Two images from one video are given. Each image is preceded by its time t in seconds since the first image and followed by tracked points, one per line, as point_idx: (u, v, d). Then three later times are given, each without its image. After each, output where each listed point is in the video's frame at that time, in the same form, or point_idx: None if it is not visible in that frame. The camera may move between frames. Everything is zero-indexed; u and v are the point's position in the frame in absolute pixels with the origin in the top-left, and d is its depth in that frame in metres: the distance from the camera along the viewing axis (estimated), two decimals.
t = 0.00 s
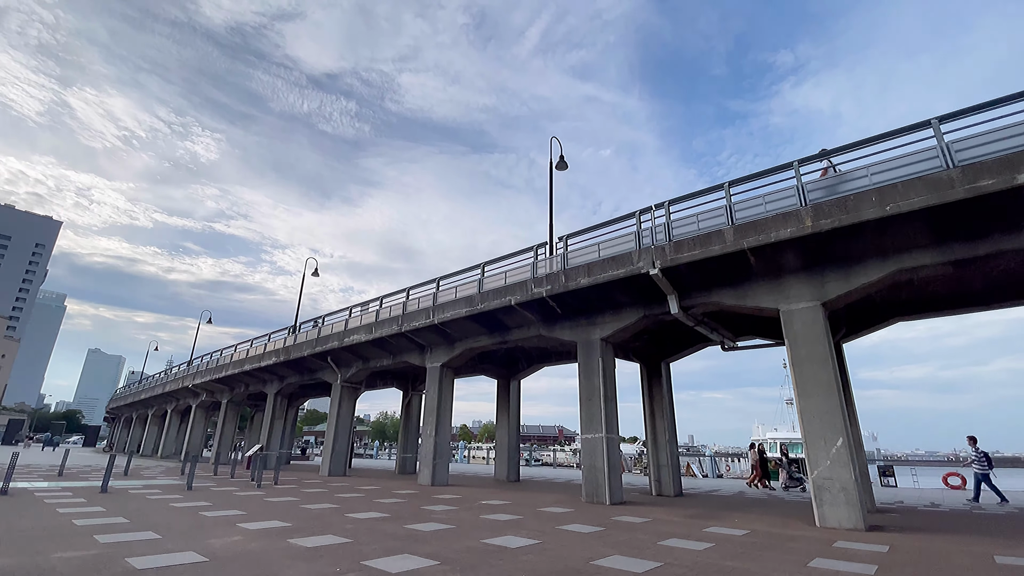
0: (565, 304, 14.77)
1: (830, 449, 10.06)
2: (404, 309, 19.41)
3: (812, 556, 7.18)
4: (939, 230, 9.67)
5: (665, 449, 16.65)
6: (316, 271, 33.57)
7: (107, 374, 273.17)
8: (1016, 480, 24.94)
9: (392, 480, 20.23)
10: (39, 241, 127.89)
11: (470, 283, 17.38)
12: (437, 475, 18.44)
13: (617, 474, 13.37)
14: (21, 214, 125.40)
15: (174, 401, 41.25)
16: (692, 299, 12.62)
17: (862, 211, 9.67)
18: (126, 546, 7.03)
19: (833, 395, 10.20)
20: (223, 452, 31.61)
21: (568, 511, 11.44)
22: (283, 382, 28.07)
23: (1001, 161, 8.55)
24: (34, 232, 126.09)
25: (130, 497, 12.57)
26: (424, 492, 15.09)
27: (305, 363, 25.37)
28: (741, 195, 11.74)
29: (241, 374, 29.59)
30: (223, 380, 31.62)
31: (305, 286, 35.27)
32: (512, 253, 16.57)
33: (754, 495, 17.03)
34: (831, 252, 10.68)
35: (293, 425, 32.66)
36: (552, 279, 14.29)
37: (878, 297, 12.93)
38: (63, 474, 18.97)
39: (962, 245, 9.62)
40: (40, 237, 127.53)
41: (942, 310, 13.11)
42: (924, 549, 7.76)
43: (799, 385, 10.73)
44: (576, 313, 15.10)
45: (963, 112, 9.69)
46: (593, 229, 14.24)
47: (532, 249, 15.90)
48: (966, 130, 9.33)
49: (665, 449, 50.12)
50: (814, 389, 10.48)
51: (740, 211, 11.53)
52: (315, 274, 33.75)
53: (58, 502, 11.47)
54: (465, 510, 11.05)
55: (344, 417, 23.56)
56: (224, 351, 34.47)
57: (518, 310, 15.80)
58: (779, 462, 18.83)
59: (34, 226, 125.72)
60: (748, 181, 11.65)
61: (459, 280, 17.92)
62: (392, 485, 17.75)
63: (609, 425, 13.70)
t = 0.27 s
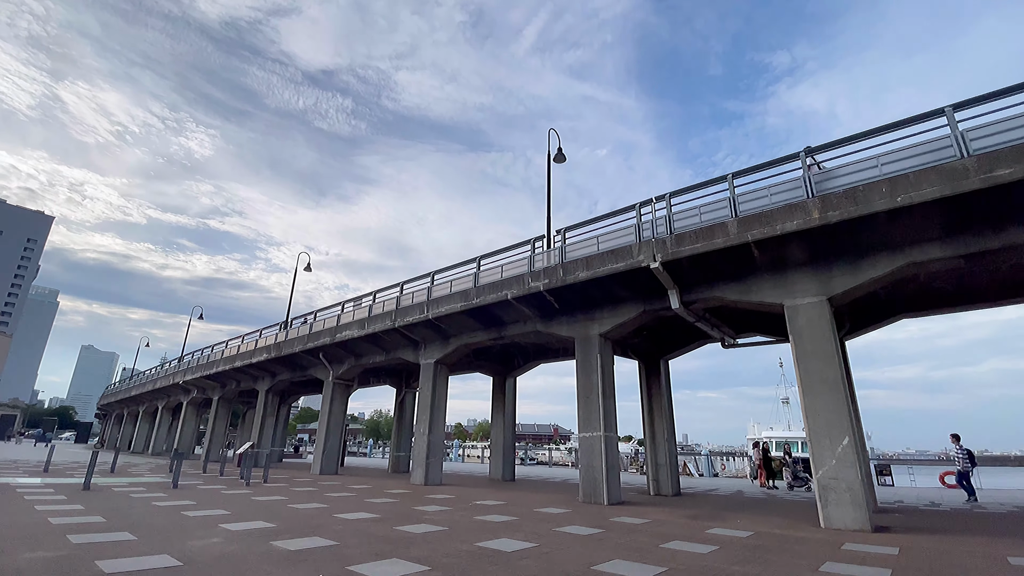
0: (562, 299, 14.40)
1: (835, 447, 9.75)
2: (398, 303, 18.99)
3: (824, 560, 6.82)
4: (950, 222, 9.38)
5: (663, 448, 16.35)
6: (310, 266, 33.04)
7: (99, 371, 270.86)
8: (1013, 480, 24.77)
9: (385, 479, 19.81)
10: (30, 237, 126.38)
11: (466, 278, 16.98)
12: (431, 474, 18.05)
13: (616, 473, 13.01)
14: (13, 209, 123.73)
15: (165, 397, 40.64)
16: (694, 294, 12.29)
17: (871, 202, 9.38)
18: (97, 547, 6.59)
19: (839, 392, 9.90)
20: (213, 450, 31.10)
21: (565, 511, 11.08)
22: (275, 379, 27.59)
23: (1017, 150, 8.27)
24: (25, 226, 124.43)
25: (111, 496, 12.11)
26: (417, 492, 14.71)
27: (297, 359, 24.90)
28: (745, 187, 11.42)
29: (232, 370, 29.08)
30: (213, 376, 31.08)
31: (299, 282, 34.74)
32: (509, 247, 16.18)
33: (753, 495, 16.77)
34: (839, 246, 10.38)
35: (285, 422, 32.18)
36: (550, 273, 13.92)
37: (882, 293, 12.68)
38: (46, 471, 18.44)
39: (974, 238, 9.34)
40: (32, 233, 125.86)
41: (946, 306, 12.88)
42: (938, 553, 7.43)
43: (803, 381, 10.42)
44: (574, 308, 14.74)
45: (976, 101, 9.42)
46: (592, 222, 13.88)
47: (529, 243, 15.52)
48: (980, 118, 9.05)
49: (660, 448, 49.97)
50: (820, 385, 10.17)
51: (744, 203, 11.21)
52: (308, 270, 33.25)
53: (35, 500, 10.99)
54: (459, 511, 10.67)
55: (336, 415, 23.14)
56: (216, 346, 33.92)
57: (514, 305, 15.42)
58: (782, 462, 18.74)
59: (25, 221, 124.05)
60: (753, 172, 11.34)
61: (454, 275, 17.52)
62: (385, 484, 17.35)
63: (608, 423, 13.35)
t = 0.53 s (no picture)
0: (563, 292, 13.97)
1: (847, 447, 9.37)
2: (394, 297, 18.55)
3: (842, 567, 6.41)
4: (969, 212, 8.97)
5: (665, 446, 15.96)
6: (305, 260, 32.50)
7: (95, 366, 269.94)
8: (1017, 479, 24.44)
9: (380, 476, 19.40)
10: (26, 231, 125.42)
11: (463, 271, 16.53)
12: (427, 471, 17.63)
13: (617, 472, 12.61)
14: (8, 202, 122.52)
15: (158, 392, 40.14)
16: (699, 287, 11.88)
17: (887, 190, 8.96)
18: (64, 551, 6.14)
19: (851, 389, 9.51)
20: (206, 445, 30.66)
21: (565, 511, 10.65)
22: (269, 373, 27.12)
23: None
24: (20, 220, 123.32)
25: (93, 493, 11.63)
26: (412, 489, 14.27)
27: (291, 354, 24.44)
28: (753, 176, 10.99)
29: (226, 365, 28.61)
30: (207, 371, 30.61)
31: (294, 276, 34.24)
32: (507, 239, 15.74)
33: (756, 494, 16.40)
34: (851, 236, 9.97)
35: (280, 418, 31.74)
36: (550, 265, 13.49)
37: (892, 287, 12.29)
38: (31, 467, 17.96)
39: (994, 228, 8.93)
40: (27, 227, 124.81)
41: (957, 301, 12.51)
42: (960, 559, 7.03)
43: (813, 378, 10.03)
44: (574, 302, 14.32)
45: (996, 85, 9.03)
46: (594, 213, 13.44)
47: (529, 235, 15.08)
48: (1002, 102, 8.65)
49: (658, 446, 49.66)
50: (831, 382, 9.78)
51: (752, 192, 10.78)
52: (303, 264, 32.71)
53: (12, 497, 10.54)
54: (455, 510, 10.24)
55: (331, 411, 22.70)
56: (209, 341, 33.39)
57: (513, 299, 14.99)
58: (791, 462, 18.44)
59: (20, 214, 122.89)
60: (761, 160, 10.92)
61: (451, 267, 17.06)
62: (379, 481, 16.93)
63: (609, 420, 12.95)
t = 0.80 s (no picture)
0: (564, 286, 13.60)
1: (860, 445, 9.02)
2: (391, 291, 18.17)
3: (862, 572, 6.06)
4: (990, 201, 8.61)
5: (668, 444, 15.61)
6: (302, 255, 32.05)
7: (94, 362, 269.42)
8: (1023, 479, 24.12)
9: (376, 474, 19.04)
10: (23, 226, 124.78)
11: (462, 264, 16.13)
12: (424, 469, 17.27)
13: (619, 470, 12.26)
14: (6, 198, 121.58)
15: (154, 388, 39.75)
16: (706, 280, 11.52)
17: (904, 178, 8.61)
18: (35, 553, 5.76)
19: (864, 386, 9.15)
20: (201, 442, 30.27)
21: (566, 511, 10.28)
22: (265, 369, 26.75)
23: None
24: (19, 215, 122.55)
25: (78, 490, 11.23)
26: (409, 488, 13.91)
27: (287, 350, 24.06)
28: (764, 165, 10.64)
29: (221, 361, 28.23)
30: (202, 367, 30.22)
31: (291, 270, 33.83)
32: (508, 231, 15.36)
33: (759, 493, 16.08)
34: (865, 227, 9.62)
35: (276, 414, 31.38)
36: (552, 258, 13.12)
37: (904, 282, 11.93)
38: (20, 463, 17.58)
39: (1016, 218, 8.58)
40: (27, 223, 124.19)
41: (971, 297, 12.15)
42: (984, 563, 6.68)
43: (824, 374, 9.67)
44: (577, 297, 13.95)
45: (1021, 69, 8.67)
46: (597, 204, 13.07)
47: (530, 227, 14.70)
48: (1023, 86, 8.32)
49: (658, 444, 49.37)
50: (843, 378, 9.43)
51: (762, 182, 10.43)
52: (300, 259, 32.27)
53: None
54: (452, 509, 9.87)
55: (328, 407, 22.34)
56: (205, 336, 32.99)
57: (513, 293, 14.61)
58: (801, 461, 18.15)
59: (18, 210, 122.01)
60: (771, 149, 10.58)
61: (450, 261, 16.67)
62: (376, 479, 16.58)
63: (611, 417, 12.58)
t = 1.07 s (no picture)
0: (565, 280, 13.19)
1: (875, 445, 8.66)
2: (388, 285, 17.77)
3: None
4: (1012, 189, 8.23)
5: (671, 442, 15.24)
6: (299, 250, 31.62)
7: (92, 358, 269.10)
8: None
9: (373, 471, 18.66)
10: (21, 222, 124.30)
11: (461, 257, 15.71)
12: (421, 467, 16.88)
13: (621, 469, 11.88)
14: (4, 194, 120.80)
15: (150, 384, 39.37)
16: (712, 273, 11.12)
17: (923, 164, 8.21)
18: None
19: (879, 382, 8.79)
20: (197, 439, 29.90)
21: (567, 511, 9.90)
22: (261, 365, 26.35)
23: None
24: (16, 211, 121.91)
25: (61, 487, 10.84)
26: (405, 486, 13.53)
27: (282, 345, 23.66)
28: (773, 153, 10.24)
29: (216, 356, 27.83)
30: (197, 362, 29.83)
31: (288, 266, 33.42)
32: (507, 223, 14.95)
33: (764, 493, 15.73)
34: (880, 217, 9.23)
35: (272, 411, 31.00)
36: (553, 250, 12.71)
37: (916, 275, 11.55)
38: (8, 459, 17.19)
39: None
40: (25, 218, 123.59)
41: (985, 291, 11.77)
42: (1011, 570, 6.30)
43: (837, 370, 9.30)
44: (578, 290, 13.54)
45: None
46: (600, 195, 12.65)
47: (530, 218, 14.28)
48: None
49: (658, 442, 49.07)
50: (857, 375, 9.06)
51: (772, 170, 10.03)
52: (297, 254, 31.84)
53: None
54: (448, 509, 9.49)
55: (323, 404, 21.96)
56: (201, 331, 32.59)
57: (512, 286, 14.20)
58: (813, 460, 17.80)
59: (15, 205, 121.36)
60: (781, 136, 10.19)
61: (448, 254, 16.26)
62: (372, 477, 16.20)
63: (614, 414, 12.20)
